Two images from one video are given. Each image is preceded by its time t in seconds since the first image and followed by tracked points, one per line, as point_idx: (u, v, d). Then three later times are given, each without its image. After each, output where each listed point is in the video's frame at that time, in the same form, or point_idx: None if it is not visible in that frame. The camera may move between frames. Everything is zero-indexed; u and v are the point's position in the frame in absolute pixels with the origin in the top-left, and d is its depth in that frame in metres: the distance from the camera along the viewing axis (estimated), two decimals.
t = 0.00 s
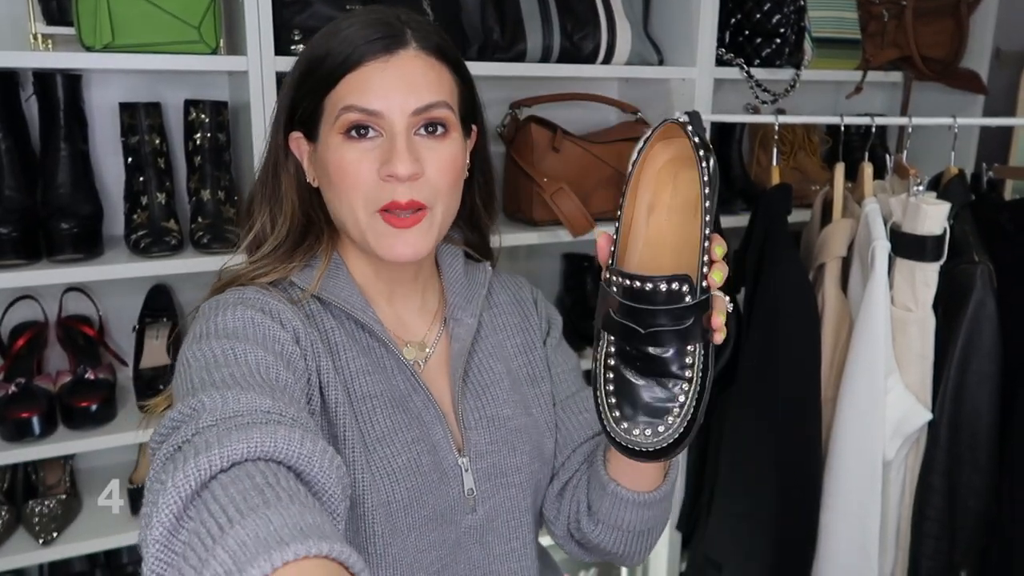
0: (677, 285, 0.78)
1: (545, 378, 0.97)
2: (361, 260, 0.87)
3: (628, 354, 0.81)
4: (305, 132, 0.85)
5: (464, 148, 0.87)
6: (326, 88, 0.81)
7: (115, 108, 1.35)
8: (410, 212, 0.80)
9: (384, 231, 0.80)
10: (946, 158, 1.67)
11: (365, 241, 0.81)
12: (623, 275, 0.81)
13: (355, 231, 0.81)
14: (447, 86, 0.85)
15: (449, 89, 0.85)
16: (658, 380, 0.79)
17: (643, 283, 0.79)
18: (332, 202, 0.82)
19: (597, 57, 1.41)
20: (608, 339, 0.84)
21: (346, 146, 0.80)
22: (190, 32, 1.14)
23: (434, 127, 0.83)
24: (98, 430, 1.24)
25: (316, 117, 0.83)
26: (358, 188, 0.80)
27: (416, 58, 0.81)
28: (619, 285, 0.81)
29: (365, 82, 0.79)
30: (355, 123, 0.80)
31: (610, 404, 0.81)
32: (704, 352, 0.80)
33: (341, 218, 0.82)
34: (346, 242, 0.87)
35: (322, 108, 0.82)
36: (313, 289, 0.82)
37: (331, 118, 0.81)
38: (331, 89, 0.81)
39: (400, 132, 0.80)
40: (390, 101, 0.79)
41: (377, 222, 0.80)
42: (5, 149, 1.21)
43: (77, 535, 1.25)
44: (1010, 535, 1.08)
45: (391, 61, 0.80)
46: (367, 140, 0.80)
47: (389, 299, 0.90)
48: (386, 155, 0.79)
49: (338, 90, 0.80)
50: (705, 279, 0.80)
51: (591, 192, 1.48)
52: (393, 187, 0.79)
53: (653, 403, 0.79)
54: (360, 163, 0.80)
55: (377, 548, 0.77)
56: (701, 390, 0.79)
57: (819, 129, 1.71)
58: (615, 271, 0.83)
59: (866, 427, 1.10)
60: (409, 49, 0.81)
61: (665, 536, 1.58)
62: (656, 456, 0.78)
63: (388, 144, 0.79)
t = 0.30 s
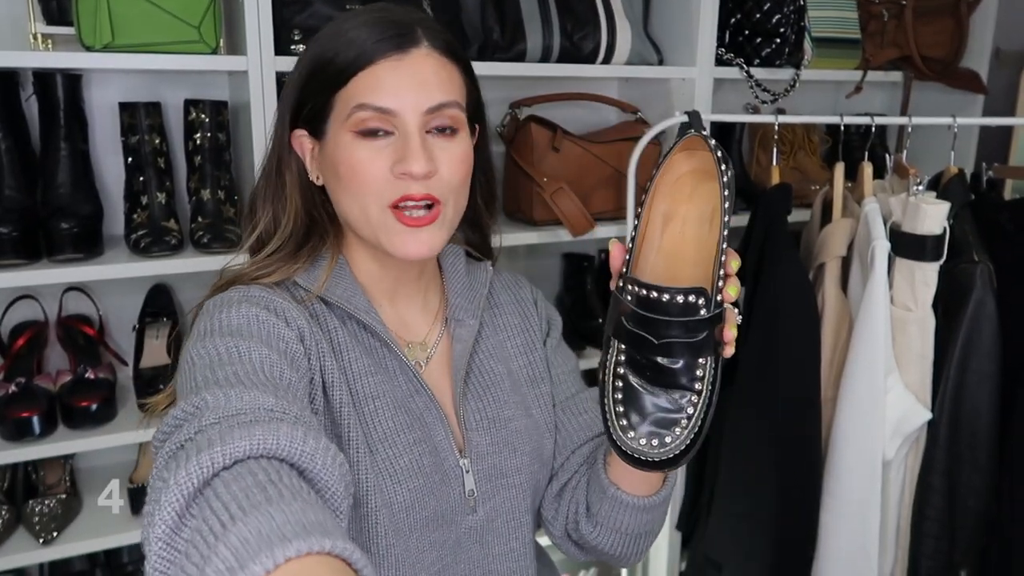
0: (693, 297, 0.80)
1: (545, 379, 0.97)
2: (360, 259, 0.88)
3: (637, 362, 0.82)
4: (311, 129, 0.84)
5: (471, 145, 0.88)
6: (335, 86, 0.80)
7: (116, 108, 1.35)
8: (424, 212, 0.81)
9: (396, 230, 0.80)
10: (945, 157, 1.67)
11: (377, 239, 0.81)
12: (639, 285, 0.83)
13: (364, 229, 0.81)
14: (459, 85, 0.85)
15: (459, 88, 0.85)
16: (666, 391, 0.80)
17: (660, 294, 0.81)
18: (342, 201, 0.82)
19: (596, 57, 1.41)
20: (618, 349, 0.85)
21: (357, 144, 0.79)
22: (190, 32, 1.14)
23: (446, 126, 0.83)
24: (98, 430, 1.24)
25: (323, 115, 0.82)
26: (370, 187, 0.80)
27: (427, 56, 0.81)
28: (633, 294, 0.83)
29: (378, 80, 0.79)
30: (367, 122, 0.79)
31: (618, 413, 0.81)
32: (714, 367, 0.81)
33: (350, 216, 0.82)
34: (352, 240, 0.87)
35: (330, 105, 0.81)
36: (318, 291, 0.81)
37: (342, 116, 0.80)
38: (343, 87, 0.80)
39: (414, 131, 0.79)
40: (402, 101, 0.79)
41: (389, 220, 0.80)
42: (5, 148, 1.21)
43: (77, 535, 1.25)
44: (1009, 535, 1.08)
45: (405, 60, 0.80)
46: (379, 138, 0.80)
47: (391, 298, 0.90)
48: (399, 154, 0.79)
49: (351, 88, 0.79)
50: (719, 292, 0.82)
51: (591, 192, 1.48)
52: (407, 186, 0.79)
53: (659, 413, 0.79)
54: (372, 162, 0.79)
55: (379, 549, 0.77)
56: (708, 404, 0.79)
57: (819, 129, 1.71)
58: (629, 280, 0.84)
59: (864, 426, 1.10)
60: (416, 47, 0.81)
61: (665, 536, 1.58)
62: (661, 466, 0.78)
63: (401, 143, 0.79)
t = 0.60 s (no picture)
0: (708, 304, 0.80)
1: (544, 377, 0.96)
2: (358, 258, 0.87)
3: (649, 364, 0.82)
4: (327, 137, 0.80)
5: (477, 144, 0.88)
6: (364, 93, 0.77)
7: (117, 108, 1.35)
8: (464, 210, 0.81)
9: (445, 231, 0.80)
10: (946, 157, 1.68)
11: (424, 243, 0.80)
12: (656, 287, 0.83)
13: (407, 233, 0.80)
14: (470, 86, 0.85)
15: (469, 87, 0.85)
16: (675, 395, 0.80)
17: (675, 298, 0.81)
18: (375, 209, 0.80)
19: (597, 57, 1.41)
20: (631, 349, 0.86)
21: (395, 151, 0.78)
22: (192, 32, 1.14)
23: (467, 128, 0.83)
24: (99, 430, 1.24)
25: (347, 126, 0.78)
26: (416, 192, 0.78)
27: (450, 60, 0.81)
28: (648, 295, 0.83)
29: (408, 85, 0.77)
30: (405, 128, 0.77)
31: (625, 413, 0.82)
32: (725, 375, 0.81)
33: (389, 223, 0.80)
34: (356, 237, 0.86)
35: (357, 111, 0.77)
36: (331, 302, 0.80)
37: (376, 123, 0.77)
38: (372, 96, 0.77)
39: (453, 134, 0.79)
40: (435, 104, 0.78)
41: (439, 222, 0.79)
42: (7, 148, 1.21)
43: (78, 535, 1.26)
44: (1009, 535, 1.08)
45: (435, 64, 0.79)
46: (417, 144, 0.78)
47: (394, 297, 0.90)
48: (442, 157, 0.78)
49: (383, 94, 0.77)
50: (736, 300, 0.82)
51: (591, 192, 1.48)
52: (452, 188, 0.79)
53: (666, 415, 0.80)
54: (410, 167, 0.78)
55: (383, 548, 0.78)
56: (716, 412, 0.79)
57: (819, 129, 1.71)
58: (645, 283, 0.85)
59: (865, 425, 1.10)
60: (428, 49, 0.78)
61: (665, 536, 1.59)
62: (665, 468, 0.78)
63: (443, 146, 0.78)
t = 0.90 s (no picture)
0: (725, 307, 0.81)
1: (529, 370, 0.96)
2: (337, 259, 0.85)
3: (662, 361, 0.84)
4: (305, 142, 0.78)
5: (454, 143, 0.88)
6: (346, 98, 0.75)
7: (116, 109, 1.35)
8: (446, 214, 0.81)
9: (428, 236, 0.79)
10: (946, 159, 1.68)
11: (405, 249, 0.80)
12: (675, 286, 0.84)
13: (389, 238, 0.79)
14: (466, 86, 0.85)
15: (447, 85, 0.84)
16: (684, 391, 0.82)
17: (694, 299, 0.82)
18: (355, 214, 0.79)
19: (597, 58, 1.41)
20: (647, 343, 0.87)
21: (377, 156, 0.77)
22: (192, 33, 1.14)
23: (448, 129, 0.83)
24: (99, 430, 1.24)
25: (329, 131, 0.77)
26: (398, 198, 0.78)
27: (432, 62, 0.80)
28: (668, 293, 0.84)
29: (390, 90, 0.76)
30: (387, 133, 0.77)
31: (634, 404, 0.84)
32: (736, 377, 0.82)
33: (371, 228, 0.79)
34: (331, 237, 0.85)
35: (338, 116, 0.76)
36: (309, 313, 0.80)
37: (359, 128, 0.76)
38: (355, 101, 0.75)
39: (435, 139, 0.79)
40: (419, 108, 0.77)
41: (420, 228, 0.79)
42: (7, 149, 1.21)
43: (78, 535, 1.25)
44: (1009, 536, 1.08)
45: (419, 67, 0.78)
46: (399, 150, 0.78)
47: (373, 302, 0.88)
48: (426, 163, 0.78)
49: (367, 99, 0.76)
50: (753, 305, 0.82)
51: (591, 193, 1.48)
52: (435, 193, 0.79)
53: (675, 411, 0.82)
54: (394, 173, 0.77)
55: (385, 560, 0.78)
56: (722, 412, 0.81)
57: (819, 130, 1.71)
58: (667, 280, 0.85)
59: (864, 426, 1.10)
60: (408, 53, 0.77)
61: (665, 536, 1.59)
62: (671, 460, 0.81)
63: (427, 151, 0.78)
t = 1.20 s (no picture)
0: (725, 294, 0.85)
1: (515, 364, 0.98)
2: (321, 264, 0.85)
3: (663, 347, 0.90)
4: (286, 151, 0.77)
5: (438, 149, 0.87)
6: (325, 107, 0.74)
7: (116, 110, 1.35)
8: (427, 223, 0.80)
9: (410, 244, 0.79)
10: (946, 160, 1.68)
11: (388, 256, 0.79)
12: (678, 275, 0.89)
13: (370, 248, 0.79)
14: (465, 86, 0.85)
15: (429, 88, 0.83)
16: (685, 377, 0.87)
17: (695, 286, 0.86)
18: (339, 223, 0.78)
19: (597, 59, 1.41)
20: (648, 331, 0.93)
21: (359, 164, 0.76)
22: (191, 34, 1.14)
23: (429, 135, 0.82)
24: (99, 431, 1.24)
25: (308, 140, 0.76)
26: (382, 206, 0.77)
27: (412, 66, 0.79)
28: (670, 281, 0.89)
29: (371, 97, 0.75)
30: (369, 141, 0.76)
31: (637, 389, 0.88)
32: (735, 363, 0.87)
33: (352, 237, 0.78)
34: (308, 244, 0.85)
35: (318, 124, 0.75)
36: (291, 326, 0.78)
37: (340, 137, 0.75)
38: (334, 111, 0.75)
39: (418, 145, 0.77)
40: (401, 114, 0.76)
41: (401, 237, 0.79)
42: (7, 149, 1.21)
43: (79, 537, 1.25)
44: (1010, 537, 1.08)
45: (400, 71, 0.77)
46: (381, 156, 0.77)
47: (357, 307, 0.88)
48: (408, 170, 0.77)
49: (346, 109, 0.75)
50: (753, 293, 0.86)
51: (592, 193, 1.48)
52: (416, 200, 0.78)
53: (678, 397, 0.86)
54: (377, 182, 0.76)
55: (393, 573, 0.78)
56: (723, 396, 0.86)
57: (819, 131, 1.71)
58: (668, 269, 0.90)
59: (863, 427, 1.10)
60: (388, 59, 0.76)
61: (666, 538, 1.58)
62: (672, 446, 0.83)
63: (409, 158, 0.77)
